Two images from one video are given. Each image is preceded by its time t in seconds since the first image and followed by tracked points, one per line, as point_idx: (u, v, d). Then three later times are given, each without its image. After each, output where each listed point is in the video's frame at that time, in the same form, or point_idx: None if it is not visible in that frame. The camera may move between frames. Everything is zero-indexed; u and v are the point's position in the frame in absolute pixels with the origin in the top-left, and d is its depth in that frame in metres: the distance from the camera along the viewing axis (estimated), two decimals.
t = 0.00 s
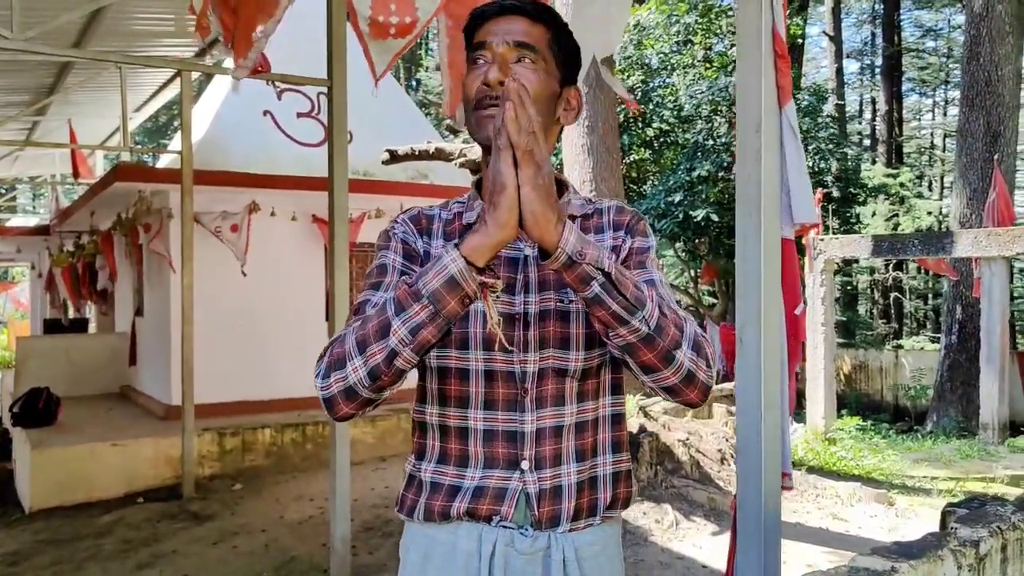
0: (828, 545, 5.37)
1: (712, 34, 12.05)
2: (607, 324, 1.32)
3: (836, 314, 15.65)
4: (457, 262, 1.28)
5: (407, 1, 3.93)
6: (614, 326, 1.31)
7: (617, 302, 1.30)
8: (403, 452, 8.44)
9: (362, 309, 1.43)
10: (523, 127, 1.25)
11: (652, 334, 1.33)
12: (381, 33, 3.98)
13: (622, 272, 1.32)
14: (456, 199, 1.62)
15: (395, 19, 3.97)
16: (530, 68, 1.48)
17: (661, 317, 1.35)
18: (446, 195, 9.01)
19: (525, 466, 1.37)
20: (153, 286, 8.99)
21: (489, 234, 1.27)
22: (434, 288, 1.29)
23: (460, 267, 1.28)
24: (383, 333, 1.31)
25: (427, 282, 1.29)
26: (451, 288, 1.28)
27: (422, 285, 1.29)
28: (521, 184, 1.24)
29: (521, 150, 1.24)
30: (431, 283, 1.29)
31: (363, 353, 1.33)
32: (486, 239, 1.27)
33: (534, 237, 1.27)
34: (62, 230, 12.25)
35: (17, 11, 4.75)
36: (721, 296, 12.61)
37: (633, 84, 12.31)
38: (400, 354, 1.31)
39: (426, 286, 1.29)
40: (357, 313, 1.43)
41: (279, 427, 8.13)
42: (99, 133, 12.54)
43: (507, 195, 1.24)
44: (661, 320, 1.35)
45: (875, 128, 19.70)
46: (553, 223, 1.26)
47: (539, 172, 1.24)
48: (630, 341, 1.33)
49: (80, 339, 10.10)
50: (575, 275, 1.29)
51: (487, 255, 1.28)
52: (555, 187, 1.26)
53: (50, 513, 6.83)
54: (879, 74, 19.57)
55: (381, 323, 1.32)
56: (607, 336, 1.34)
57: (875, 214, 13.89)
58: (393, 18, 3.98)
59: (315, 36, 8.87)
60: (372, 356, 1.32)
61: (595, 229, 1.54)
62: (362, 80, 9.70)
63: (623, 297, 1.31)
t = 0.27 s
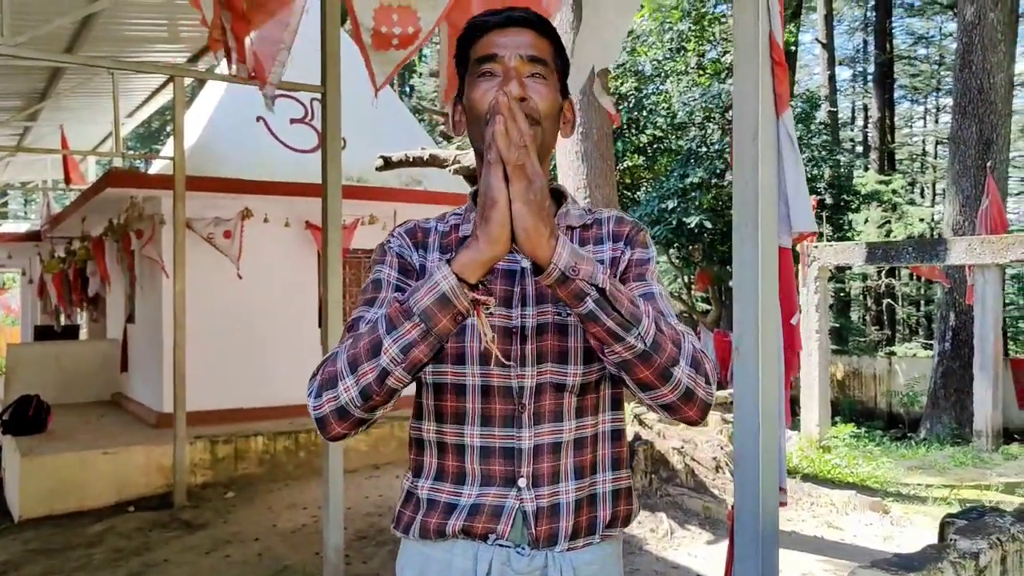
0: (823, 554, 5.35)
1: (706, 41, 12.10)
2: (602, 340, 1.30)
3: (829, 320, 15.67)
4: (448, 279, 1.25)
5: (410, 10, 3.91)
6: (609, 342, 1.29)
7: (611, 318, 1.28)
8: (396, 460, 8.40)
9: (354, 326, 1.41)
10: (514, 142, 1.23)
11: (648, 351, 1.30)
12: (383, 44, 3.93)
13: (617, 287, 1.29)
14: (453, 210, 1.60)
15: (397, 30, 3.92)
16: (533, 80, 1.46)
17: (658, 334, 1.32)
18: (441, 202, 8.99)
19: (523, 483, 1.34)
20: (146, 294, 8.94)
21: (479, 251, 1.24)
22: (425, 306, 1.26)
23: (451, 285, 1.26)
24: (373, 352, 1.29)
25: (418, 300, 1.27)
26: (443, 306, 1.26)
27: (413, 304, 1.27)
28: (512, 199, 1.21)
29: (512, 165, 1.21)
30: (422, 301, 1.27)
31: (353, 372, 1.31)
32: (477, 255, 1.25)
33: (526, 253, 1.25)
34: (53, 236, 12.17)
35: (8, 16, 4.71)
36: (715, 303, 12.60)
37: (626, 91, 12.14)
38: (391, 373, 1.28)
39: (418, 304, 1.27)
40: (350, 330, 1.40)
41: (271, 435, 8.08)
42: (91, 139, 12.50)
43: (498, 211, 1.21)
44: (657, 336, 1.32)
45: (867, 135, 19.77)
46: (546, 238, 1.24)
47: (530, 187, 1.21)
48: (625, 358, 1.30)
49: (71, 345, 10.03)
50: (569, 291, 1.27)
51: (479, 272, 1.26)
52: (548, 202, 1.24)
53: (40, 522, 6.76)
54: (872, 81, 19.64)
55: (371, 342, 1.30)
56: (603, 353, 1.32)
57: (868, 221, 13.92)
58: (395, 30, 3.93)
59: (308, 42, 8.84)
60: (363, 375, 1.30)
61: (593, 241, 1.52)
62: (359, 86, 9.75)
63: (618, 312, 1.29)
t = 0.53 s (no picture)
0: (818, 563, 5.35)
1: (700, 50, 12.17)
2: (599, 353, 1.29)
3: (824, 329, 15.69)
4: (446, 295, 1.25)
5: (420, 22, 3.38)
6: (606, 355, 1.29)
7: (609, 332, 1.28)
8: (391, 469, 8.38)
9: (352, 339, 1.40)
10: (510, 157, 1.22)
11: (645, 362, 1.30)
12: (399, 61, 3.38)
13: (615, 300, 1.29)
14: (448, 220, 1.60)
15: (412, 46, 3.39)
16: (529, 92, 1.46)
17: (655, 345, 1.32)
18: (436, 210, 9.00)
19: (520, 492, 1.34)
20: (140, 302, 8.92)
21: (477, 266, 1.24)
22: (423, 320, 1.26)
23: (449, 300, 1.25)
24: (372, 367, 1.29)
25: (416, 314, 1.27)
26: (440, 321, 1.26)
27: (410, 319, 1.27)
28: (508, 215, 1.21)
29: (510, 180, 1.22)
30: (420, 315, 1.27)
31: (352, 387, 1.31)
32: (474, 271, 1.25)
33: (523, 267, 1.25)
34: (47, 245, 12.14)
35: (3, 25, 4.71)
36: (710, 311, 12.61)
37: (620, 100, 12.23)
38: (389, 388, 1.28)
39: (415, 319, 1.26)
40: (347, 342, 1.40)
41: (266, 444, 8.06)
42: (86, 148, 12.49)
43: (496, 226, 1.21)
44: (655, 347, 1.32)
45: (861, 144, 19.84)
46: (543, 252, 1.24)
47: (527, 203, 1.21)
48: (623, 370, 1.30)
49: (65, 354, 9.99)
50: (566, 305, 1.27)
51: (477, 286, 1.26)
52: (546, 216, 1.24)
53: (32, 532, 6.73)
54: (865, 90, 19.73)
55: (370, 358, 1.30)
56: (600, 364, 1.32)
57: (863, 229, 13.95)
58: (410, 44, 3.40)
59: (303, 51, 8.87)
60: (362, 390, 1.30)
61: (588, 251, 1.52)
62: (355, 95, 9.78)
63: (615, 325, 1.29)
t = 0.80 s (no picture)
0: (813, 566, 5.36)
1: (696, 57, 12.20)
2: (590, 357, 1.31)
3: (821, 334, 15.73)
4: (440, 300, 1.27)
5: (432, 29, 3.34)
6: (597, 359, 1.31)
7: (599, 336, 1.30)
8: (388, 474, 8.38)
9: (348, 342, 1.42)
10: (503, 167, 1.25)
11: (635, 366, 1.32)
12: (415, 67, 3.35)
13: (605, 304, 1.31)
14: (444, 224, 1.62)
15: (425, 51, 3.36)
16: (524, 99, 1.48)
17: (645, 350, 1.34)
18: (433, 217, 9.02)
19: (513, 491, 1.36)
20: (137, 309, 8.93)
21: (470, 272, 1.26)
22: (417, 325, 1.28)
23: (442, 306, 1.27)
24: (367, 370, 1.31)
25: (410, 319, 1.29)
26: (433, 326, 1.28)
27: (404, 324, 1.29)
28: (501, 223, 1.23)
29: (502, 189, 1.24)
30: (414, 321, 1.29)
31: (347, 390, 1.33)
32: (467, 277, 1.27)
33: (516, 273, 1.27)
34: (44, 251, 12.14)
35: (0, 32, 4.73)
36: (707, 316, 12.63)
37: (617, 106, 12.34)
38: (384, 392, 1.30)
39: (410, 324, 1.29)
40: (343, 346, 1.42)
41: (263, 450, 8.07)
42: (83, 155, 12.50)
43: (488, 234, 1.24)
44: (644, 351, 1.34)
45: (857, 149, 19.90)
46: (535, 259, 1.26)
47: (520, 211, 1.24)
48: (613, 374, 1.32)
49: (61, 360, 9.99)
50: (558, 311, 1.29)
51: (470, 292, 1.28)
52: (537, 223, 1.26)
53: (29, 538, 6.73)
54: (861, 96, 19.80)
55: (364, 362, 1.32)
56: (590, 368, 1.34)
57: (858, 234, 13.98)
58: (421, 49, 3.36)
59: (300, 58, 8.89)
60: (357, 393, 1.31)
61: (581, 255, 1.54)
62: (352, 103, 9.83)
63: (604, 330, 1.31)
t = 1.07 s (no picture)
0: (809, 567, 5.39)
1: (695, 60, 12.15)
2: (582, 360, 1.34)
3: (819, 336, 15.77)
4: (437, 306, 1.30)
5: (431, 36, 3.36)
6: (589, 362, 1.33)
7: (591, 340, 1.32)
8: (387, 476, 8.41)
9: (347, 346, 1.45)
10: (497, 176, 1.28)
11: (626, 369, 1.35)
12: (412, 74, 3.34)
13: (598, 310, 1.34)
14: (440, 228, 1.65)
15: (423, 58, 3.37)
16: (518, 107, 1.51)
17: (636, 354, 1.36)
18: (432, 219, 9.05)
19: (507, 489, 1.39)
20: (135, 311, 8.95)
21: (466, 279, 1.29)
22: (415, 330, 1.31)
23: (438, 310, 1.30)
24: (366, 374, 1.33)
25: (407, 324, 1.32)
26: (430, 330, 1.31)
27: (402, 329, 1.32)
28: (496, 231, 1.26)
29: (497, 198, 1.27)
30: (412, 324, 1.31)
31: (347, 393, 1.35)
32: (464, 283, 1.29)
33: (511, 279, 1.30)
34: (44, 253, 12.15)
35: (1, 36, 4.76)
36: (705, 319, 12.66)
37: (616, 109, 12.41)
38: (382, 394, 1.33)
39: (408, 329, 1.31)
40: (342, 350, 1.44)
41: (262, 452, 8.09)
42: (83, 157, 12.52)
43: (483, 242, 1.26)
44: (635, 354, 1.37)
45: (855, 152, 19.94)
46: (529, 265, 1.29)
47: (514, 219, 1.27)
48: (605, 376, 1.35)
49: (61, 362, 10.00)
50: (551, 315, 1.32)
51: (466, 298, 1.31)
52: (532, 231, 1.29)
53: (28, 540, 6.75)
54: (860, 99, 19.85)
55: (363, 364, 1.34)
56: (583, 371, 1.36)
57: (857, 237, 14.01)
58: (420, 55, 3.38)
59: (300, 61, 8.92)
60: (356, 396, 1.34)
61: (574, 260, 1.57)
62: (353, 106, 9.85)
63: (597, 334, 1.33)
